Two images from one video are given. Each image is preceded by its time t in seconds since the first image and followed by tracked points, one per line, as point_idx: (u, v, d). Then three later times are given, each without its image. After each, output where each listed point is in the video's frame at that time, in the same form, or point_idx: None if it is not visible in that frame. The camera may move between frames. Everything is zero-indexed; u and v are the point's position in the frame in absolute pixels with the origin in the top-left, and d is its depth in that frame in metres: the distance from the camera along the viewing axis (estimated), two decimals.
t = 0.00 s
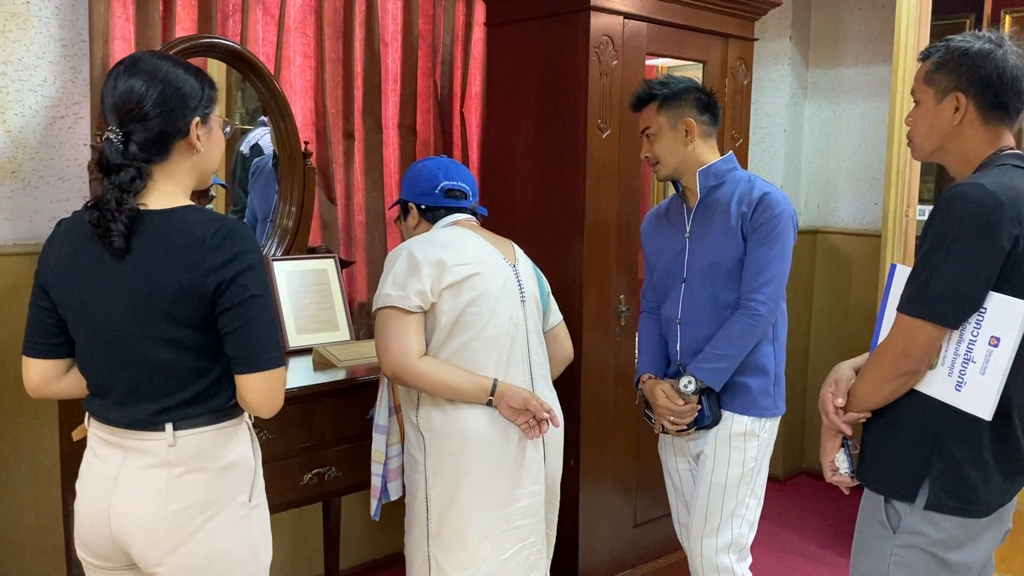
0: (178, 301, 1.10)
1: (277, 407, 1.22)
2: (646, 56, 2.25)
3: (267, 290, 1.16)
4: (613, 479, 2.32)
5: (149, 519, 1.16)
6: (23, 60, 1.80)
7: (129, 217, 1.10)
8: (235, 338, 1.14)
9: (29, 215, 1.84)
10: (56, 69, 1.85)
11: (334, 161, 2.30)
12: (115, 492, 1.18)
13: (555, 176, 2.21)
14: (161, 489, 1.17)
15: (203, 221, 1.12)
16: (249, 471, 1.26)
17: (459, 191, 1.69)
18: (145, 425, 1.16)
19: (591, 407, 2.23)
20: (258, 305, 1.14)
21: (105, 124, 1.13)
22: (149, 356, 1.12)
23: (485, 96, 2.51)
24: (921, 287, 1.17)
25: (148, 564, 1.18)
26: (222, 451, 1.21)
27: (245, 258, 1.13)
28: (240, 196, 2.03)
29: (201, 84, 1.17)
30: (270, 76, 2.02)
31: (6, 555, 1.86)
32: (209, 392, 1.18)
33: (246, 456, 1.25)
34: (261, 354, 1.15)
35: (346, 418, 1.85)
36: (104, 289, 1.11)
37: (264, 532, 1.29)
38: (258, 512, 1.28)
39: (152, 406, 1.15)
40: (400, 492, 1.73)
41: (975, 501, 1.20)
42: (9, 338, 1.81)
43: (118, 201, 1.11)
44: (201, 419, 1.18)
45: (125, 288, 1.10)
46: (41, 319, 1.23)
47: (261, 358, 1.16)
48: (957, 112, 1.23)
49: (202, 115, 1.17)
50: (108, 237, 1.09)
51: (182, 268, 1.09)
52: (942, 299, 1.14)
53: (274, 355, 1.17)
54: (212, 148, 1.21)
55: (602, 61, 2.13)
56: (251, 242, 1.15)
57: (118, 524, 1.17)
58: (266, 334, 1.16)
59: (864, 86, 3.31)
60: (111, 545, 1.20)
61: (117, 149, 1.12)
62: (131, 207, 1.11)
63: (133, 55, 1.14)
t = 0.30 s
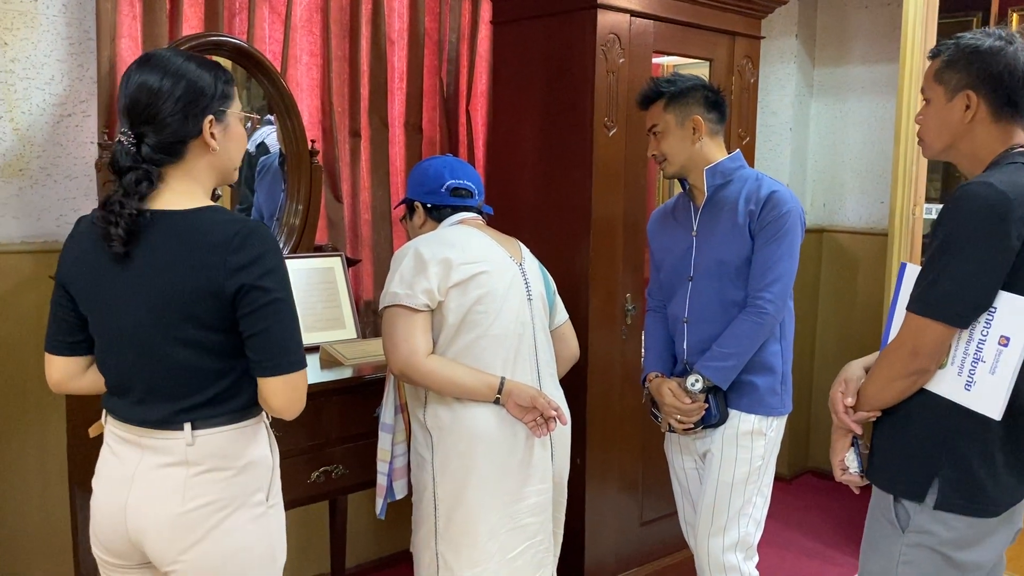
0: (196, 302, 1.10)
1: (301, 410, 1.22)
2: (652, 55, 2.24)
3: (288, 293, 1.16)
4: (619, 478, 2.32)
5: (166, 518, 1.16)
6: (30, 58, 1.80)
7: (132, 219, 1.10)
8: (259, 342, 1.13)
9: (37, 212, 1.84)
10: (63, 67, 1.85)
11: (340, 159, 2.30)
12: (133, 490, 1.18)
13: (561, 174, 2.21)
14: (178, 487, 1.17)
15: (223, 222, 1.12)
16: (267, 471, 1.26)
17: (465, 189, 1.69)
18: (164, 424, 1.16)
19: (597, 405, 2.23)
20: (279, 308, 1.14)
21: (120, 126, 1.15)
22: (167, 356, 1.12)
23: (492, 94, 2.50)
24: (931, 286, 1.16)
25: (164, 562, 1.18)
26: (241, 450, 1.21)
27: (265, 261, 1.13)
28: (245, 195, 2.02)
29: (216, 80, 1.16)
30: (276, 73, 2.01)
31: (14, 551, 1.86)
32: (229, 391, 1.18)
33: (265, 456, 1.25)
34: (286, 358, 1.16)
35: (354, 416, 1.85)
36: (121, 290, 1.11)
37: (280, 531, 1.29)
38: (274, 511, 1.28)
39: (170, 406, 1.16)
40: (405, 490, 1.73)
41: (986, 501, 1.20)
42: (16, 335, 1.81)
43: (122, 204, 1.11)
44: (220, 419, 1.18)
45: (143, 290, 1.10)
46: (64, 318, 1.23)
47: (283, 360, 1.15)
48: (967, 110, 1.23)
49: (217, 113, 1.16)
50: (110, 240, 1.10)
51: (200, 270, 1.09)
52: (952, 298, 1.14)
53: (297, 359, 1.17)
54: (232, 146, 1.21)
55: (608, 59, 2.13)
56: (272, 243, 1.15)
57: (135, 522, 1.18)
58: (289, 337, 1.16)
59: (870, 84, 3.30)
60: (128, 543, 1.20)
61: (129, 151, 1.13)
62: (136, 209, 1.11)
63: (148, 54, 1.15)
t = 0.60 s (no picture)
0: (199, 302, 1.10)
1: (303, 416, 1.22)
2: (658, 51, 2.24)
3: (293, 294, 1.15)
4: (624, 475, 2.32)
5: (175, 514, 1.16)
6: (36, 55, 1.80)
7: (152, 219, 1.10)
8: (263, 342, 1.13)
9: (43, 209, 1.84)
10: (69, 63, 1.85)
11: (345, 156, 2.30)
12: (143, 486, 1.18)
13: (567, 171, 2.21)
14: (187, 483, 1.17)
15: (229, 223, 1.11)
16: (276, 468, 1.26)
17: (470, 186, 1.69)
18: (172, 422, 1.17)
19: (602, 403, 2.22)
20: (284, 309, 1.13)
21: (144, 121, 1.13)
22: (175, 354, 1.12)
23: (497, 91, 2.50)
24: (942, 283, 1.15)
25: (173, 557, 1.18)
26: (250, 447, 1.21)
27: (271, 261, 1.12)
28: (250, 192, 2.01)
29: (238, 82, 1.16)
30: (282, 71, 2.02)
31: (20, 546, 1.87)
32: (234, 392, 1.18)
33: (275, 453, 1.25)
34: (287, 361, 1.15)
35: (360, 413, 1.85)
36: (130, 287, 1.12)
37: (290, 527, 1.29)
38: (283, 508, 1.28)
39: (179, 405, 1.16)
40: (409, 488, 1.74)
41: (999, 499, 1.19)
42: (22, 331, 1.82)
43: (144, 202, 1.11)
44: (228, 416, 1.18)
45: (150, 288, 1.10)
46: (76, 312, 1.23)
47: (287, 364, 1.15)
48: (975, 106, 1.22)
49: (239, 112, 1.17)
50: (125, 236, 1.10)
51: (204, 270, 1.09)
52: (963, 295, 1.13)
53: (301, 362, 1.17)
54: (247, 145, 1.21)
55: (614, 55, 2.12)
56: (279, 244, 1.14)
57: (145, 517, 1.18)
58: (291, 340, 1.15)
59: (876, 81, 3.29)
60: (137, 538, 1.20)
61: (155, 147, 1.12)
62: (156, 209, 1.10)
63: (171, 50, 1.14)
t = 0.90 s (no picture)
0: (213, 302, 1.10)
1: (315, 408, 1.21)
2: (664, 47, 2.23)
3: (305, 293, 1.15)
4: (630, 473, 2.32)
5: (186, 511, 1.16)
6: (41, 52, 1.80)
7: (179, 219, 1.09)
8: (275, 342, 1.13)
9: (48, 206, 1.84)
10: (75, 60, 1.85)
11: (350, 153, 2.30)
12: (153, 483, 1.18)
13: (573, 168, 2.20)
14: (199, 481, 1.17)
15: (242, 222, 1.11)
16: (287, 465, 1.26)
17: (474, 183, 1.68)
18: (183, 420, 1.16)
19: (608, 400, 2.22)
20: (296, 309, 1.13)
21: (164, 119, 1.12)
22: (188, 353, 1.12)
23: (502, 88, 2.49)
24: (953, 282, 1.15)
25: (184, 554, 1.18)
26: (261, 445, 1.20)
27: (284, 260, 1.12)
28: (257, 189, 2.00)
29: (250, 80, 1.16)
30: (288, 68, 2.00)
31: (26, 543, 1.87)
32: (245, 390, 1.18)
33: (286, 450, 1.25)
34: (299, 360, 1.15)
35: (366, 411, 1.85)
36: (145, 287, 1.11)
37: (301, 525, 1.29)
38: (294, 505, 1.27)
39: (191, 404, 1.15)
40: (414, 486, 1.73)
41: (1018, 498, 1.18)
42: (28, 328, 1.82)
43: (173, 201, 1.10)
44: (239, 414, 1.18)
45: (166, 287, 1.10)
46: (85, 311, 1.22)
47: (300, 364, 1.15)
48: (975, 104, 1.21)
49: (252, 111, 1.17)
50: (155, 237, 1.09)
51: (219, 270, 1.09)
52: (976, 293, 1.13)
53: (313, 360, 1.17)
54: (257, 143, 1.21)
55: (620, 52, 2.12)
56: (291, 243, 1.14)
57: (156, 514, 1.17)
58: (303, 339, 1.15)
59: (883, 78, 3.28)
60: (149, 535, 1.20)
61: (179, 146, 1.11)
62: (183, 209, 1.10)
63: (185, 48, 1.13)
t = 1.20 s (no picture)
0: (225, 299, 1.09)
1: (325, 404, 1.21)
2: (668, 44, 2.22)
3: (315, 289, 1.15)
4: (634, 470, 2.31)
5: (192, 507, 1.16)
6: (44, 49, 1.80)
7: (189, 215, 1.09)
8: (285, 338, 1.13)
9: (51, 203, 1.84)
10: (78, 57, 1.84)
11: (354, 150, 2.29)
12: (160, 480, 1.18)
13: (577, 165, 2.19)
14: (206, 478, 1.17)
15: (252, 218, 1.11)
16: (294, 462, 1.26)
17: (476, 180, 1.67)
18: (190, 417, 1.16)
19: (612, 398, 2.21)
20: (306, 305, 1.13)
21: (169, 115, 1.11)
22: (196, 350, 1.11)
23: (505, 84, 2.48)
24: (960, 280, 1.14)
25: (191, 551, 1.17)
26: (268, 442, 1.20)
27: (294, 256, 1.12)
28: (260, 186, 2.00)
29: (254, 76, 1.16)
30: (291, 64, 1.99)
31: (30, 540, 1.87)
32: (254, 387, 1.17)
33: (293, 447, 1.25)
34: (310, 356, 1.15)
35: (370, 409, 1.84)
36: (154, 284, 1.10)
37: (306, 522, 1.28)
38: (300, 502, 1.27)
39: (200, 401, 1.15)
40: (416, 484, 1.73)
41: None
42: (32, 325, 1.82)
43: (182, 196, 1.09)
44: (246, 411, 1.17)
45: (176, 284, 1.09)
46: (88, 309, 1.22)
47: (310, 360, 1.15)
48: (978, 101, 1.20)
49: (257, 107, 1.17)
50: (164, 233, 1.08)
51: (229, 266, 1.08)
52: (982, 292, 1.12)
53: (324, 356, 1.17)
54: (261, 139, 1.21)
55: (624, 48, 2.11)
56: (301, 239, 1.14)
57: (163, 511, 1.17)
58: (313, 335, 1.15)
59: (888, 74, 3.27)
60: (155, 532, 1.19)
61: (186, 142, 1.11)
62: (193, 205, 1.09)
63: (189, 45, 1.12)
